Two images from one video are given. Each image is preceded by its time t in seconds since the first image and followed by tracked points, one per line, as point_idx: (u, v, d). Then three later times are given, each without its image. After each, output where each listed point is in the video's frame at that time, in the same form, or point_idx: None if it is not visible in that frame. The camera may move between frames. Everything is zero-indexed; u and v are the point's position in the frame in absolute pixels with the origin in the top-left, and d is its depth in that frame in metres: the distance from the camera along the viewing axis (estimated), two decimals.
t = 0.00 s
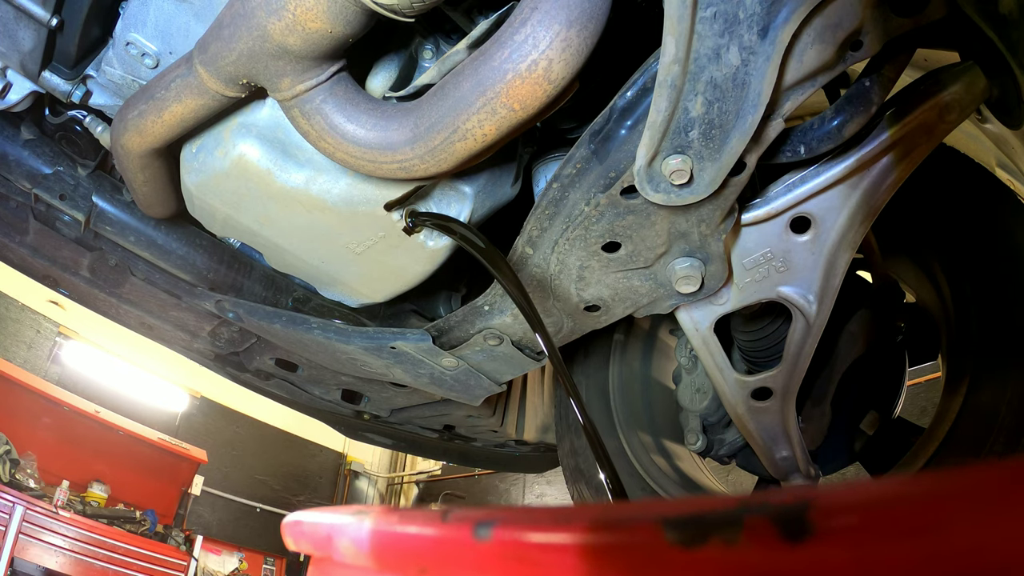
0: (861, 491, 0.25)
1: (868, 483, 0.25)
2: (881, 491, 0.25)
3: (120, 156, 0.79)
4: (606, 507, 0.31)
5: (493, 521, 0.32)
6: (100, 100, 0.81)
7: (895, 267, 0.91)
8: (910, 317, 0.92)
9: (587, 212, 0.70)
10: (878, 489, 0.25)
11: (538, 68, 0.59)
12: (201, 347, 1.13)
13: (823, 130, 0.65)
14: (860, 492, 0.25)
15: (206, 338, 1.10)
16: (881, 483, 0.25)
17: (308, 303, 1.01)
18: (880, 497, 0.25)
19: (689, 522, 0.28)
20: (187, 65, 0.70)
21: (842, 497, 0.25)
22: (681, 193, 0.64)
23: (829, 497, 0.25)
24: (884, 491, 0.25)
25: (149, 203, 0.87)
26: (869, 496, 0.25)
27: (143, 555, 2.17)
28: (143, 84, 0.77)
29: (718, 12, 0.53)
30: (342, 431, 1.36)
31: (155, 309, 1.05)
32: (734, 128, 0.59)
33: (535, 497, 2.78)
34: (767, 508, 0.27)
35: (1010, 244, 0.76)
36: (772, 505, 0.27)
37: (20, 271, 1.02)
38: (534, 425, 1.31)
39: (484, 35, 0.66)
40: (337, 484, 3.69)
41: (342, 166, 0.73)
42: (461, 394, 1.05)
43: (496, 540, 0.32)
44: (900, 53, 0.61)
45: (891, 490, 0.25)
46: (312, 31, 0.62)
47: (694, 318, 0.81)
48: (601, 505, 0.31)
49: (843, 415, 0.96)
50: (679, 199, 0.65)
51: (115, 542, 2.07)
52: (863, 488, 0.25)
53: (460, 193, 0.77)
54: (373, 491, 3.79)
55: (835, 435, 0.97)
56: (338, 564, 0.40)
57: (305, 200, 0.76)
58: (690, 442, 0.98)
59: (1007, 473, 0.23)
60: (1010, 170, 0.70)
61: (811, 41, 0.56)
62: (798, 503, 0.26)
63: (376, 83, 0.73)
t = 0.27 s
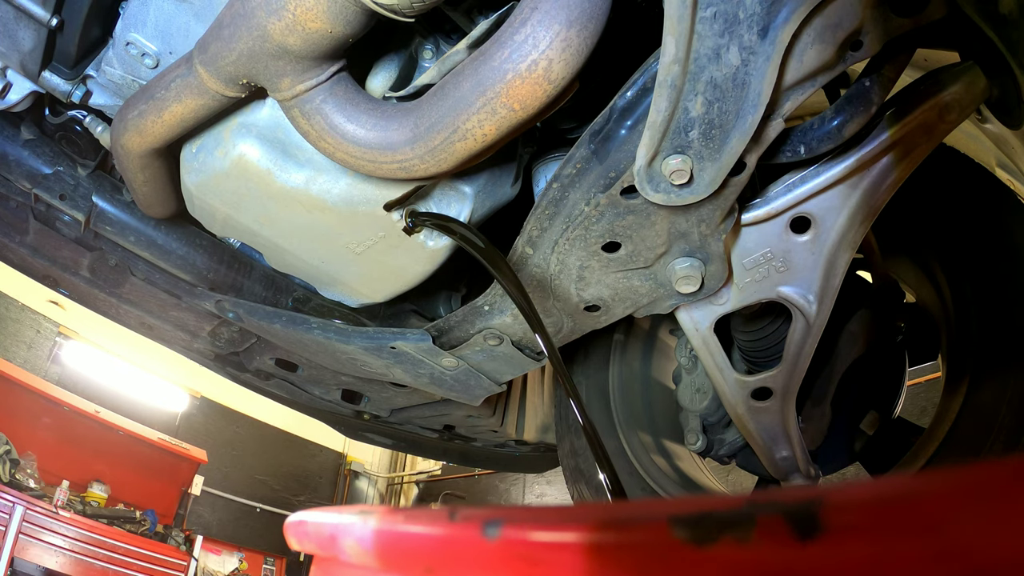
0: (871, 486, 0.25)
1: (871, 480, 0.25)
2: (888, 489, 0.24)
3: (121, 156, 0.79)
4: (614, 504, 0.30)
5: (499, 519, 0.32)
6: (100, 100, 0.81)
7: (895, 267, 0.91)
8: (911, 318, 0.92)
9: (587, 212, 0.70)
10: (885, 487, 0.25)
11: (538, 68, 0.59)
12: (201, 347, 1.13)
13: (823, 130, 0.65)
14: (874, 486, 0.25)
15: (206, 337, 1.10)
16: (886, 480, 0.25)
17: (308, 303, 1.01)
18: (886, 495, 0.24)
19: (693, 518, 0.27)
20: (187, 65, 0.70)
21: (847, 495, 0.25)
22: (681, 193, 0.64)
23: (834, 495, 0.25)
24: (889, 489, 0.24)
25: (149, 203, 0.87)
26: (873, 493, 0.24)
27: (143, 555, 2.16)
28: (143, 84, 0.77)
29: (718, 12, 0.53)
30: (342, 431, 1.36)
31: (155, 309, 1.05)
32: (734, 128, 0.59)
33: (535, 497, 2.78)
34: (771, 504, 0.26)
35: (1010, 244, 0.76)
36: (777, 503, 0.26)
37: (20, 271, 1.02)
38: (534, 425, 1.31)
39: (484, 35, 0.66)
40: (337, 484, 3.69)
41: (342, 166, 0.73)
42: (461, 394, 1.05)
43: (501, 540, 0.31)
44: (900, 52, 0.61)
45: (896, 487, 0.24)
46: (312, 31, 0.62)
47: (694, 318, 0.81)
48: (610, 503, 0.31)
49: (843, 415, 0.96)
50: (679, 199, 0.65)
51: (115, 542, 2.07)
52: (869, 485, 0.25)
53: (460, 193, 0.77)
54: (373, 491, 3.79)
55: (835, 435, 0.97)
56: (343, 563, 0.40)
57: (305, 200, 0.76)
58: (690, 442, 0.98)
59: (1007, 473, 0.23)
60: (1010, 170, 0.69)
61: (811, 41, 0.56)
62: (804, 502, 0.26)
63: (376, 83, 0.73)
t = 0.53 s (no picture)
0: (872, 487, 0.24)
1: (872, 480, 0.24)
2: (886, 489, 0.24)
3: (120, 156, 0.79)
4: (618, 504, 0.30)
5: (512, 518, 0.31)
6: (100, 100, 0.81)
7: (895, 267, 0.91)
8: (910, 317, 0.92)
9: (587, 212, 0.70)
10: (883, 487, 0.24)
11: (538, 68, 0.59)
12: (201, 347, 1.13)
13: (823, 130, 0.65)
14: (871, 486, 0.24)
15: (206, 338, 1.10)
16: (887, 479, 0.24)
17: (308, 303, 1.01)
18: (885, 494, 0.24)
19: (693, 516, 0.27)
20: (187, 65, 0.70)
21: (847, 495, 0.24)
22: (681, 193, 0.64)
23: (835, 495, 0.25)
24: (890, 488, 0.24)
25: (149, 203, 0.87)
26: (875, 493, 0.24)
27: (143, 555, 2.17)
28: (143, 84, 0.77)
29: (718, 12, 0.53)
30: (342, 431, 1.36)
31: (155, 309, 1.05)
32: (734, 128, 0.59)
33: (535, 497, 2.78)
34: (770, 503, 0.26)
35: (1010, 244, 0.76)
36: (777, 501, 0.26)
37: (20, 271, 1.02)
38: (534, 425, 1.31)
39: (484, 35, 0.66)
40: (337, 484, 3.69)
41: (342, 166, 0.73)
42: (461, 394, 1.05)
43: (513, 540, 0.31)
44: (900, 53, 0.61)
45: (895, 488, 0.24)
46: (312, 32, 0.62)
47: (694, 318, 0.81)
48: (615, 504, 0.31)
49: (843, 416, 0.96)
50: (679, 199, 0.65)
51: (115, 542, 2.07)
52: (869, 485, 0.24)
53: (460, 193, 0.77)
54: (373, 491, 3.79)
55: (835, 435, 0.96)
56: (351, 563, 0.40)
57: (305, 199, 0.76)
58: (690, 442, 0.98)
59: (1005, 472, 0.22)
60: (1010, 170, 0.69)
61: (811, 41, 0.56)
62: (805, 501, 0.25)
63: (375, 83, 0.73)
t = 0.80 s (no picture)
0: (879, 485, 0.25)
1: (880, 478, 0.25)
2: (891, 488, 0.25)
3: (121, 156, 0.79)
4: (624, 505, 0.31)
5: (520, 517, 0.32)
6: (100, 100, 0.81)
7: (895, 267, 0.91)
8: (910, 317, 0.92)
9: (587, 212, 0.70)
10: (890, 486, 0.25)
11: (538, 68, 0.59)
12: (201, 347, 1.13)
13: (823, 130, 0.65)
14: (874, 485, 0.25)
15: (206, 338, 1.10)
16: (893, 479, 0.25)
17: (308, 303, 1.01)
18: (891, 493, 0.24)
19: (700, 517, 0.27)
20: (187, 65, 0.70)
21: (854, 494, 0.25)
22: (681, 193, 0.64)
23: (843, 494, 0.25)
24: (896, 487, 0.25)
25: (149, 203, 0.87)
26: (882, 491, 0.24)
27: (143, 555, 2.16)
28: (143, 84, 0.77)
29: (718, 12, 0.53)
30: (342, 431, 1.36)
31: (155, 309, 1.05)
32: (734, 128, 0.59)
33: (535, 497, 2.78)
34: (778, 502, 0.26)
35: (1010, 244, 0.76)
36: (785, 498, 0.26)
37: (20, 271, 1.02)
38: (534, 425, 1.31)
39: (484, 35, 0.66)
40: (337, 484, 3.69)
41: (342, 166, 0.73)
42: (461, 394, 1.05)
43: (521, 540, 0.32)
44: (900, 52, 0.61)
45: (901, 487, 0.24)
46: (312, 32, 0.62)
47: (694, 318, 0.81)
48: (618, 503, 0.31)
49: (843, 416, 0.96)
50: (679, 199, 0.65)
51: (114, 542, 2.06)
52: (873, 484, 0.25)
53: (460, 193, 0.77)
54: (373, 491, 3.78)
55: (836, 435, 0.97)
56: (354, 563, 0.40)
57: (305, 199, 0.76)
58: (690, 442, 0.98)
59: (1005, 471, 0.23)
60: (1010, 170, 0.69)
61: (811, 41, 0.56)
62: (813, 499, 0.26)
63: (376, 83, 0.73)
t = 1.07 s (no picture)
0: (870, 486, 0.24)
1: (872, 479, 0.24)
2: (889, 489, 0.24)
3: (121, 156, 0.79)
4: (620, 504, 0.30)
5: (516, 517, 0.31)
6: (100, 100, 0.81)
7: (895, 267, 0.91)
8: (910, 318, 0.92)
9: (587, 212, 0.70)
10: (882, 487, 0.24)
11: (539, 68, 0.59)
12: (201, 347, 1.13)
13: (823, 130, 0.65)
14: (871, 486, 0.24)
15: (206, 338, 1.10)
16: (887, 479, 0.24)
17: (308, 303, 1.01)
18: (883, 494, 0.24)
19: (692, 516, 0.27)
20: (187, 65, 0.70)
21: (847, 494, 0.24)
22: (681, 193, 0.64)
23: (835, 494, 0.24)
24: (889, 488, 0.24)
25: (149, 203, 0.87)
26: (874, 492, 0.24)
27: (143, 555, 2.17)
28: (143, 84, 0.77)
29: (718, 12, 0.53)
30: (342, 431, 1.36)
31: (155, 309, 1.05)
32: (734, 128, 0.59)
33: (535, 497, 2.78)
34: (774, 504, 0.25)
35: (1010, 244, 0.76)
36: (774, 500, 0.25)
37: (20, 271, 1.02)
38: (534, 425, 1.31)
39: (484, 35, 0.66)
40: (337, 484, 3.69)
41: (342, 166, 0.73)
42: (461, 394, 1.05)
43: (520, 539, 0.31)
44: (900, 53, 0.61)
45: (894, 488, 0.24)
46: (312, 32, 0.62)
47: (694, 318, 0.81)
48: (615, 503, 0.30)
49: (843, 416, 0.96)
50: (679, 199, 0.65)
51: (115, 542, 2.06)
52: (868, 484, 0.24)
53: (460, 193, 0.77)
54: (373, 491, 3.78)
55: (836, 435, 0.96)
56: (354, 563, 0.39)
57: (305, 199, 0.76)
58: (690, 442, 0.98)
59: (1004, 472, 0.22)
60: (1010, 170, 0.69)
61: (811, 41, 0.56)
62: (803, 500, 0.25)
63: (376, 83, 0.73)
